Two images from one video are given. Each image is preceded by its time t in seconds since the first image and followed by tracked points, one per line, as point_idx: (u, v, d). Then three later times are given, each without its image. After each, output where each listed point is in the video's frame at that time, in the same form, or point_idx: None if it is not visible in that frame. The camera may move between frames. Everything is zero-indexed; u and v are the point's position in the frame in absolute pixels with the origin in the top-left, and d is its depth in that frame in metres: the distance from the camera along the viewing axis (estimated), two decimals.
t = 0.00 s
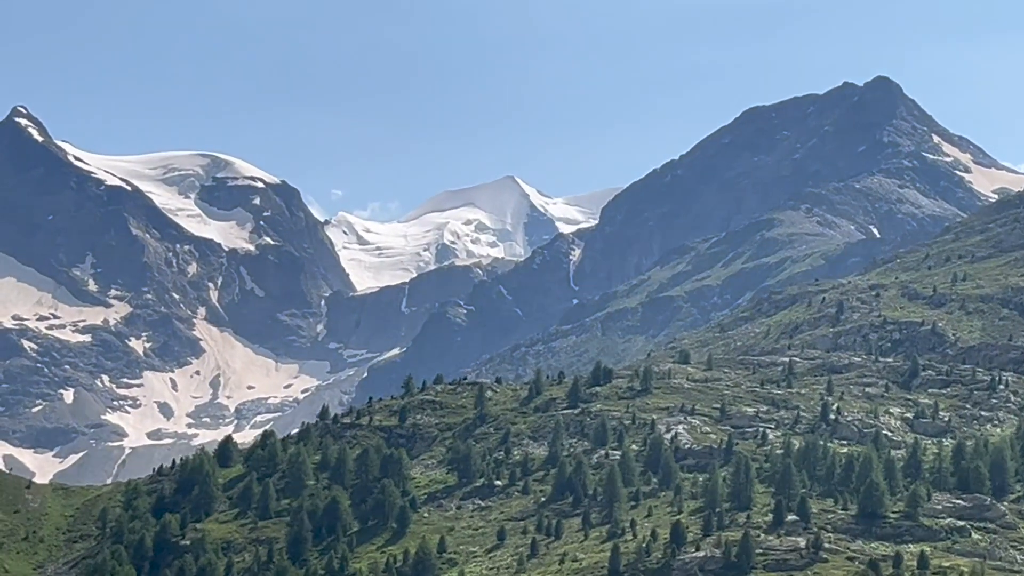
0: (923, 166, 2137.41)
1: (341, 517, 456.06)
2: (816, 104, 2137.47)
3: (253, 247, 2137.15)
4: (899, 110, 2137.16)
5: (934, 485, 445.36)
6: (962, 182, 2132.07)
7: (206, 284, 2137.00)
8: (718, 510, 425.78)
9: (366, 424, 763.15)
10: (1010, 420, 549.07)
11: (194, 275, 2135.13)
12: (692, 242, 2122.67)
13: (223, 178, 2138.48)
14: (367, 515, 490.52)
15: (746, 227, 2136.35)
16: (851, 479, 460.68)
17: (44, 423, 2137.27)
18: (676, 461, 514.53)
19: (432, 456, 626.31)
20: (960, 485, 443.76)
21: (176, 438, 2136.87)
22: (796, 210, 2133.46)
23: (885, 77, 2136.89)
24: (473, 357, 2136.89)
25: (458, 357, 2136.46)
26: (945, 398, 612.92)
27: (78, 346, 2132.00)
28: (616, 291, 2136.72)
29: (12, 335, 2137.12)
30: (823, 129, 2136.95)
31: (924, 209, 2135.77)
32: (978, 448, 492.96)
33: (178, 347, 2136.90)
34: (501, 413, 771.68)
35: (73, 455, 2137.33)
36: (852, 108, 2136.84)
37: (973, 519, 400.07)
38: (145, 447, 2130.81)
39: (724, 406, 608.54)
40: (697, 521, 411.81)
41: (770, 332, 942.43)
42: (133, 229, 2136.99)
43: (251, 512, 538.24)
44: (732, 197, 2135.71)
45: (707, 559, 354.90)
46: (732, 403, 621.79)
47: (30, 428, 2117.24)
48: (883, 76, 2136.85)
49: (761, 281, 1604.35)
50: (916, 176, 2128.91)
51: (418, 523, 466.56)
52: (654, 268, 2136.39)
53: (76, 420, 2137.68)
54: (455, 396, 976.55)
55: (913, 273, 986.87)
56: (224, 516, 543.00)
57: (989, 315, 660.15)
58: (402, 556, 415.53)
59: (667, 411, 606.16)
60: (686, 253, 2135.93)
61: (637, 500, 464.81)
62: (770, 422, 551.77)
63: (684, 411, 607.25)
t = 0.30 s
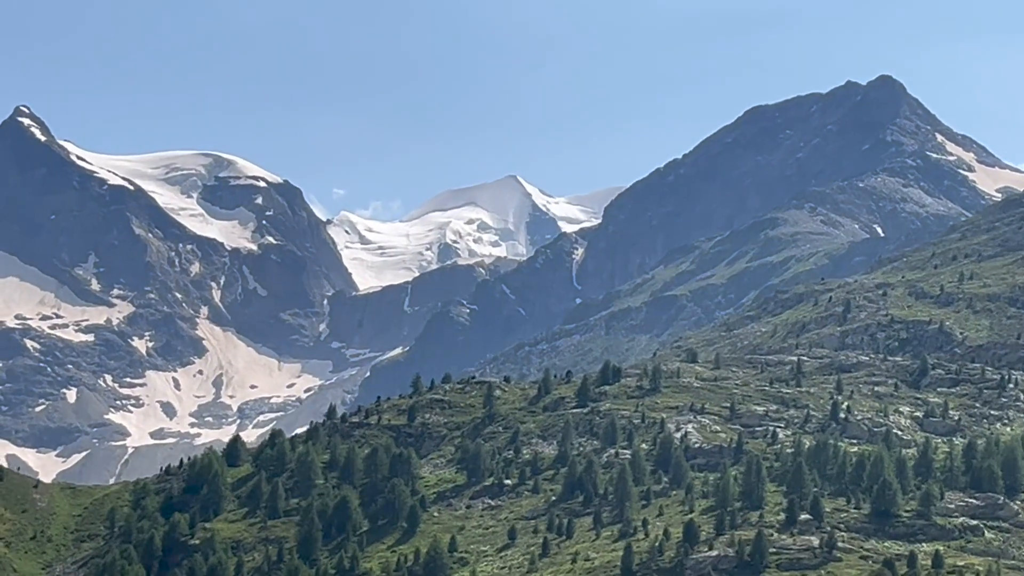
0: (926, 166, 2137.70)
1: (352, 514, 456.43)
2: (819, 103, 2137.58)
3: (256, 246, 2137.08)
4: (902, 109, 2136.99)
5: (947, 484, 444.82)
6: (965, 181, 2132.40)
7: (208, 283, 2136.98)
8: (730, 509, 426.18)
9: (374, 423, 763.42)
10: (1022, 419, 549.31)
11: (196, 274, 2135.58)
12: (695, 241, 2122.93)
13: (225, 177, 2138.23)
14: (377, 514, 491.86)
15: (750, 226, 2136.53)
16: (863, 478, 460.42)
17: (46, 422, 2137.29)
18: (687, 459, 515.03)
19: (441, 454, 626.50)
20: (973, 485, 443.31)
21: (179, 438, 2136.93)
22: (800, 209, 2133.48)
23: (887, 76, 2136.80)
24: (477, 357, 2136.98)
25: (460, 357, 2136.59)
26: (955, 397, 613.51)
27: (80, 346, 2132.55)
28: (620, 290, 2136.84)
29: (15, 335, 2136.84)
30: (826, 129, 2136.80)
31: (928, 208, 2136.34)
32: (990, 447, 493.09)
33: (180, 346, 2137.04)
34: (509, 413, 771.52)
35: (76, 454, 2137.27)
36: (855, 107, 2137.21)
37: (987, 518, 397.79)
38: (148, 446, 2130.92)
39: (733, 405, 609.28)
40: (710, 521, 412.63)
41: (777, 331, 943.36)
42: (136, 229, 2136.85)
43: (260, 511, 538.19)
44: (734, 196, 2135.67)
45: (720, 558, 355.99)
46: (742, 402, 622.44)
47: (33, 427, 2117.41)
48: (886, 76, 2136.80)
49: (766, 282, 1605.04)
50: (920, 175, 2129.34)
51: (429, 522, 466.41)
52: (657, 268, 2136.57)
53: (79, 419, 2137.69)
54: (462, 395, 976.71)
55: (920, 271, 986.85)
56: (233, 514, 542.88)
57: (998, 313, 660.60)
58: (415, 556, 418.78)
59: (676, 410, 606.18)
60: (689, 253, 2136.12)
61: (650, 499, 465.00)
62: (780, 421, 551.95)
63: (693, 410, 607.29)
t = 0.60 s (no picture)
0: (929, 162, 2137.96)
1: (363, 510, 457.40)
2: (821, 99, 2137.67)
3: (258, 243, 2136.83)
4: (904, 105, 2136.82)
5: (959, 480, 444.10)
6: (968, 177, 2133.00)
7: (210, 280, 2136.93)
8: (741, 506, 425.85)
9: (383, 421, 762.08)
10: None
11: (198, 271, 2135.48)
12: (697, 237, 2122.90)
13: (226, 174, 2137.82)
14: (387, 511, 492.68)
15: (753, 223, 2136.86)
16: (873, 473, 459.93)
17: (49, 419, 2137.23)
18: (696, 455, 515.07)
19: (450, 452, 625.96)
20: (985, 480, 442.73)
21: (181, 435, 2136.77)
22: (803, 206, 2133.50)
23: (890, 72, 2136.84)
24: (479, 354, 2137.00)
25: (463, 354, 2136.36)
26: (964, 392, 613.84)
27: (82, 343, 2132.62)
28: (623, 287, 2136.91)
29: (17, 332, 2136.86)
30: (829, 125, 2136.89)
31: (931, 204, 2136.35)
32: (1001, 442, 492.81)
33: (182, 343, 2136.78)
34: (517, 410, 770.73)
35: (78, 452, 2137.26)
36: (857, 103, 2137.25)
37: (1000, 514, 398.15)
38: (150, 444, 2131.01)
39: (743, 401, 609.89)
40: (722, 518, 412.68)
41: (784, 328, 944.72)
42: (138, 226, 2136.97)
43: (269, 509, 538.02)
44: (737, 192, 2136.39)
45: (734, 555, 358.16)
46: (751, 398, 622.90)
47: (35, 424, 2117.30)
48: (888, 72, 2136.89)
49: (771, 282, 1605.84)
50: (922, 171, 2129.67)
51: (438, 519, 466.62)
52: (660, 264, 2136.47)
53: (80, 417, 2137.57)
54: (469, 392, 976.06)
55: (926, 267, 986.93)
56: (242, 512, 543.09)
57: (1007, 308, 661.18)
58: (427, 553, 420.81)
59: (686, 406, 606.26)
60: (691, 249, 2136.03)
61: (661, 495, 464.84)
62: (790, 416, 551.91)
63: (701, 407, 606.91)
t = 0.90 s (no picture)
0: (931, 155, 2137.66)
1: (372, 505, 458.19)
2: (823, 93, 2137.71)
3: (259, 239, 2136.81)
4: (906, 98, 2136.73)
5: (970, 474, 443.92)
6: (970, 171, 2133.37)
7: (212, 276, 2136.98)
8: (752, 500, 426.24)
9: (391, 416, 762.15)
10: None
11: (199, 267, 2135.68)
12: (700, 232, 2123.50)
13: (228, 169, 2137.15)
14: (395, 506, 492.76)
15: (756, 217, 2137.17)
16: (883, 468, 460.05)
17: (51, 415, 2137.30)
18: (705, 449, 516.16)
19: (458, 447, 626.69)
20: (997, 474, 442.20)
21: (183, 431, 2136.89)
22: (806, 199, 2133.43)
23: (892, 65, 2136.72)
24: (481, 349, 2137.12)
25: (465, 349, 2136.44)
26: (972, 385, 614.69)
27: (84, 339, 2132.95)
28: (625, 281, 2136.98)
29: (19, 328, 2136.78)
30: (830, 119, 2136.76)
31: (933, 198, 2136.44)
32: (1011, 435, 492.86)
33: (184, 339, 2136.98)
34: (525, 404, 770.92)
35: (80, 447, 2137.24)
36: (859, 97, 2137.16)
37: (1014, 508, 398.28)
38: (152, 439, 2130.88)
39: (751, 394, 609.73)
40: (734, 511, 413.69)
41: (789, 322, 946.00)
42: (139, 222, 2136.94)
43: (278, 504, 538.56)
44: (738, 186, 2136.87)
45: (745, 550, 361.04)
46: (758, 391, 624.22)
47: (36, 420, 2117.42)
48: (890, 65, 2136.65)
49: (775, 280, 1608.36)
50: (925, 164, 2129.89)
51: (448, 514, 467.22)
52: (662, 258, 2136.65)
53: (82, 412, 2137.45)
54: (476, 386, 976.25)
55: (932, 260, 987.88)
56: (250, 507, 544.10)
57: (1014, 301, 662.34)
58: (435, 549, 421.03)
59: (694, 400, 607.15)
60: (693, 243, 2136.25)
61: (671, 489, 465.53)
62: (798, 410, 552.33)
63: (710, 401, 607.72)
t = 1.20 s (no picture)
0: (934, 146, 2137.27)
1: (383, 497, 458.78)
2: (825, 85, 2137.77)
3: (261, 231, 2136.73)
4: (909, 90, 2136.48)
5: (981, 465, 443.98)
6: (973, 162, 2133.49)
7: (214, 269, 2136.96)
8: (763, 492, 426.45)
9: (398, 409, 762.02)
10: None
11: (202, 260, 2135.97)
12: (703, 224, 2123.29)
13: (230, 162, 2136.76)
14: (406, 499, 493.50)
15: (759, 208, 2136.77)
16: (894, 459, 460.21)
17: (53, 408, 2137.02)
18: (716, 441, 516.62)
19: (467, 439, 627.30)
20: (1009, 464, 442.17)
21: (186, 424, 2136.81)
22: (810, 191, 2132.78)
23: (894, 56, 2136.59)
24: (485, 342, 2137.04)
25: (468, 342, 2136.51)
26: (982, 376, 615.69)
27: (86, 332, 2133.52)
28: (628, 273, 2136.80)
29: (21, 321, 2136.71)
30: (833, 110, 2136.66)
31: (937, 189, 2136.08)
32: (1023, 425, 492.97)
33: (186, 332, 2136.96)
34: (534, 396, 771.29)
35: (82, 440, 2137.18)
36: (861, 88, 2137.11)
37: None
38: (154, 432, 2130.86)
39: (761, 385, 610.05)
40: (747, 503, 414.05)
41: (795, 313, 947.23)
42: (141, 215, 2136.90)
43: (287, 496, 539.14)
44: (741, 178, 2136.51)
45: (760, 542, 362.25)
46: (768, 382, 625.12)
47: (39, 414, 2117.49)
48: (893, 56, 2136.59)
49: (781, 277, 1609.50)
50: (928, 155, 2130.15)
51: (458, 507, 467.96)
52: (666, 250, 2136.50)
53: (85, 405, 2137.51)
54: (483, 379, 976.51)
55: (939, 252, 988.99)
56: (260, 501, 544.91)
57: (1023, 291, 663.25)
58: (447, 542, 422.17)
59: (704, 392, 608.24)
60: (697, 235, 2135.77)
61: (682, 481, 465.89)
62: (809, 402, 552.43)
63: (719, 392, 608.29)
